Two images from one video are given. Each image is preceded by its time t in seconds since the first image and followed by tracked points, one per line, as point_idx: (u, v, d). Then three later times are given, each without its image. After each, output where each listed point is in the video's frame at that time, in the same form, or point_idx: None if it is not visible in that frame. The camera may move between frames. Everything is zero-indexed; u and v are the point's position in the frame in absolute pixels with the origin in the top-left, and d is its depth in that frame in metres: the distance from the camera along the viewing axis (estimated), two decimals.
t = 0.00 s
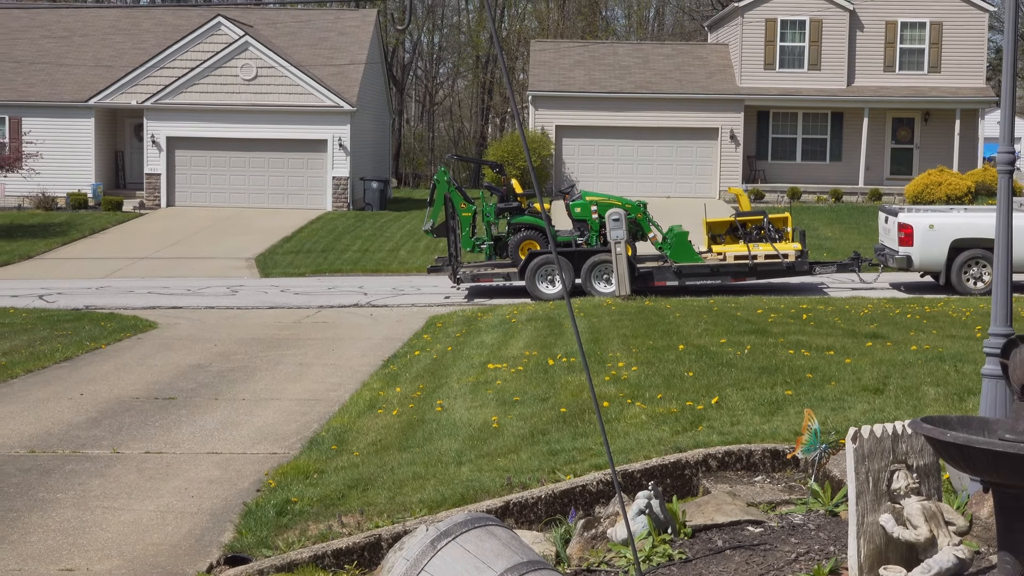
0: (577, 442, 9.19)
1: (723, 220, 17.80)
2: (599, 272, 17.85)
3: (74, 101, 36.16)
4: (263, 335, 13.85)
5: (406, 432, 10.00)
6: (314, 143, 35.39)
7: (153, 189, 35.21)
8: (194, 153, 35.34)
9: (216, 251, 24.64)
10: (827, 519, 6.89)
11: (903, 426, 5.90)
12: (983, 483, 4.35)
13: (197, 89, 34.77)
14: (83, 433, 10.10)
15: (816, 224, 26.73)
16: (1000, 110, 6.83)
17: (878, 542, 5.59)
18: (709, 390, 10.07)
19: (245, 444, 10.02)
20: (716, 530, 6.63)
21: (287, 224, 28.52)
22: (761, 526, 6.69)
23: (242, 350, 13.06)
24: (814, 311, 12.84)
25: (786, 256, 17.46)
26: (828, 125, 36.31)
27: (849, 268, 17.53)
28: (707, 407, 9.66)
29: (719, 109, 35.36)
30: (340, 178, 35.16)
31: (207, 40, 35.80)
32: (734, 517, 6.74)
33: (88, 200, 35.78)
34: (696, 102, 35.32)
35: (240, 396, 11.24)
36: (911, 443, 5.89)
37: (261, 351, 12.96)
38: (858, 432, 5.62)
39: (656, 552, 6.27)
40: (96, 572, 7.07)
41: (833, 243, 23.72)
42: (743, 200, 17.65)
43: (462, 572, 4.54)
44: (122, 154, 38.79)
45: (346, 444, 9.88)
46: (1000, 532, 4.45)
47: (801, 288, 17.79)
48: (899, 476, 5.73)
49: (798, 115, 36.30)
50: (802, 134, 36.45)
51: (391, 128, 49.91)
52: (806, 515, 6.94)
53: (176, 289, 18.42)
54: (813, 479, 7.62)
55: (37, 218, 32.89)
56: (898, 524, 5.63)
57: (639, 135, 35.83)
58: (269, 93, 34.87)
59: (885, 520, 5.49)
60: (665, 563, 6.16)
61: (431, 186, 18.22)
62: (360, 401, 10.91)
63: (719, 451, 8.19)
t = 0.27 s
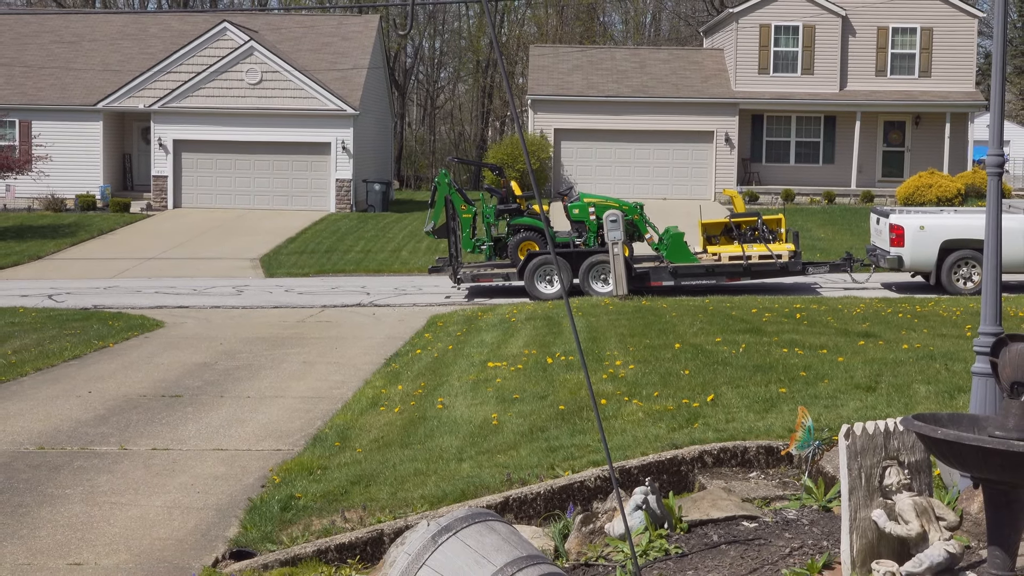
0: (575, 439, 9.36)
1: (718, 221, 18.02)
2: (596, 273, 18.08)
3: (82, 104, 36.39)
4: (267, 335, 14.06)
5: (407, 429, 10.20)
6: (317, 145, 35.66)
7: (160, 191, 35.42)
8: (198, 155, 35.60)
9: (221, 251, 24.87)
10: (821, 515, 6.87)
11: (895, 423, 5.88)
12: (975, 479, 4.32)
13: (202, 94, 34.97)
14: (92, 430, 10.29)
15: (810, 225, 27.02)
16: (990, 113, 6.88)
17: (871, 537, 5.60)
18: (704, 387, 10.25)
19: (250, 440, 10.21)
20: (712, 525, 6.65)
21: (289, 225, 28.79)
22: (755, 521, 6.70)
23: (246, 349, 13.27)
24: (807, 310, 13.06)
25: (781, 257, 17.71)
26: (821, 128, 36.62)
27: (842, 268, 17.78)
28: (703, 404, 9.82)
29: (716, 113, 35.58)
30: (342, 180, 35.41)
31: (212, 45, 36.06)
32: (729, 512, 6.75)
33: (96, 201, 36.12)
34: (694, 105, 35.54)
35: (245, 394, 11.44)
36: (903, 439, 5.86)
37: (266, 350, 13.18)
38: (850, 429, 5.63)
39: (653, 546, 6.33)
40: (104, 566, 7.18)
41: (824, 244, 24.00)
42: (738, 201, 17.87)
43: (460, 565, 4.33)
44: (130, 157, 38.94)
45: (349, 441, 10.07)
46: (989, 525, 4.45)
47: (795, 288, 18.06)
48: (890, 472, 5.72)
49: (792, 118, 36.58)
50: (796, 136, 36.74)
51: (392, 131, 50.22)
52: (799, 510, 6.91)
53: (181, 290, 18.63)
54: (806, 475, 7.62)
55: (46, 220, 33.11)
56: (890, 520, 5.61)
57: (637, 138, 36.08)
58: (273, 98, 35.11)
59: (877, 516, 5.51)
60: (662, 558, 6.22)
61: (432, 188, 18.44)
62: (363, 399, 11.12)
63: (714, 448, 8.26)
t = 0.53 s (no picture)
0: (573, 438, 9.36)
1: (716, 221, 18.04)
2: (594, 272, 18.09)
3: (80, 103, 36.40)
4: (265, 334, 14.07)
5: (405, 429, 10.21)
6: (316, 145, 35.66)
7: (158, 191, 35.44)
8: (197, 155, 35.60)
9: (219, 251, 24.87)
10: (819, 514, 6.87)
11: (892, 423, 5.89)
12: (971, 480, 4.33)
13: (201, 94, 34.98)
14: (90, 429, 10.29)
15: (808, 225, 27.01)
16: (987, 114, 6.92)
17: (869, 536, 5.61)
18: (702, 387, 10.26)
19: (248, 440, 10.22)
20: (710, 525, 6.65)
21: (288, 225, 28.80)
22: (754, 521, 6.69)
23: (244, 348, 13.28)
24: (805, 310, 13.07)
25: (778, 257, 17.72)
26: (819, 127, 36.64)
27: (839, 268, 17.79)
28: (701, 404, 9.83)
29: (714, 113, 35.58)
30: (341, 180, 35.42)
31: (212, 45, 36.04)
32: (727, 512, 6.76)
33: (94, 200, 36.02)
34: (692, 106, 35.54)
35: (243, 393, 11.45)
36: (901, 439, 5.86)
37: (264, 349, 13.18)
38: (848, 429, 5.64)
39: (650, 546, 6.33)
40: (101, 565, 7.19)
41: (821, 243, 24.01)
42: (735, 201, 17.89)
43: (460, 565, 4.32)
44: (128, 156, 38.99)
45: (347, 440, 10.08)
46: (986, 525, 4.46)
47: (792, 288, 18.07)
48: (888, 472, 5.72)
49: (790, 117, 36.59)
50: (794, 136, 36.77)
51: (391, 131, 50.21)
52: (796, 509, 6.93)
53: (180, 289, 18.62)
54: (804, 474, 7.53)
55: (43, 219, 33.11)
56: (888, 519, 5.62)
57: (635, 138, 36.11)
58: (272, 98, 35.09)
59: (875, 515, 5.50)
60: (660, 557, 6.22)
61: (430, 188, 18.45)
62: (361, 399, 11.13)
63: (712, 448, 8.25)
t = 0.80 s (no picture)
0: (574, 437, 9.35)
1: (717, 220, 18.03)
2: (595, 271, 18.09)
3: (80, 102, 36.40)
4: (266, 333, 14.06)
5: (406, 428, 10.20)
6: (317, 144, 35.66)
7: (159, 190, 35.45)
8: (198, 154, 35.62)
9: (220, 250, 24.87)
10: (820, 513, 6.87)
11: (893, 422, 5.88)
12: (973, 479, 4.32)
13: (201, 92, 34.97)
14: (91, 428, 10.29)
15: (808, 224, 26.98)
16: (988, 112, 6.91)
17: (869, 535, 5.60)
18: (703, 386, 10.26)
19: (249, 439, 10.21)
20: (710, 524, 6.64)
21: (288, 224, 28.80)
22: (754, 521, 6.68)
23: (245, 347, 13.28)
24: (806, 309, 13.07)
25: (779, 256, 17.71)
26: (820, 127, 36.63)
27: (840, 267, 17.78)
28: (702, 403, 9.82)
29: (715, 112, 35.57)
30: (342, 179, 35.43)
31: (213, 43, 36.00)
32: (727, 511, 6.75)
33: (95, 199, 36.05)
34: (693, 105, 35.53)
35: (244, 392, 11.44)
36: (902, 438, 5.86)
37: (265, 348, 13.17)
38: (848, 428, 5.64)
39: (651, 545, 6.33)
40: (101, 564, 7.19)
41: (822, 242, 23.99)
42: (736, 200, 17.88)
43: (460, 564, 4.31)
44: (129, 155, 39.01)
45: (347, 439, 10.07)
46: (987, 524, 4.45)
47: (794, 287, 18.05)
48: (889, 471, 5.72)
49: (790, 117, 36.58)
50: (794, 136, 36.76)
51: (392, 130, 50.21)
52: (797, 509, 6.92)
53: (180, 288, 18.61)
54: (805, 474, 7.53)
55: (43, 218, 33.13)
56: (889, 519, 5.61)
57: (635, 137, 36.11)
58: (272, 97, 35.05)
59: (876, 515, 5.49)
60: (660, 556, 6.22)
61: (431, 187, 18.45)
62: (362, 398, 11.13)
63: (713, 448, 8.24)
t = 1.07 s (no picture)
0: (573, 437, 9.36)
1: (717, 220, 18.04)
2: (595, 271, 18.10)
3: (80, 103, 36.41)
4: (266, 333, 14.07)
5: (406, 427, 10.20)
6: (317, 144, 35.67)
7: (159, 190, 35.46)
8: (198, 154, 35.63)
9: (220, 250, 24.87)
10: (819, 513, 6.88)
11: (893, 422, 5.89)
12: (972, 479, 4.33)
13: (201, 92, 34.98)
14: (91, 428, 10.29)
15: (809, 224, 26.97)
16: (987, 112, 6.91)
17: (868, 535, 5.61)
18: (703, 385, 10.26)
19: (249, 438, 10.21)
20: (710, 524, 6.64)
21: (288, 224, 28.80)
22: (754, 520, 6.69)
23: (245, 347, 13.28)
24: (806, 309, 13.07)
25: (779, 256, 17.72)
26: (820, 127, 36.63)
27: (840, 267, 17.78)
28: (701, 403, 9.83)
29: (714, 112, 35.58)
30: (342, 179, 35.45)
31: (213, 43, 36.00)
32: (727, 511, 6.76)
33: (95, 199, 36.06)
34: (693, 105, 35.54)
35: (244, 392, 11.44)
36: (901, 438, 5.87)
37: (265, 348, 13.18)
38: (849, 428, 5.64)
39: (651, 545, 6.33)
40: (102, 564, 7.20)
41: (823, 242, 23.98)
42: (736, 200, 17.89)
43: (460, 564, 4.31)
44: (129, 155, 39.02)
45: (347, 439, 10.08)
46: (987, 524, 4.46)
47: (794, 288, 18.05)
48: (889, 471, 5.73)
49: (790, 117, 36.59)
50: (794, 136, 36.76)
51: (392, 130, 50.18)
52: (797, 509, 6.92)
53: (180, 288, 18.61)
54: (804, 473, 7.55)
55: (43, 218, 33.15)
56: (888, 519, 5.62)
57: (635, 137, 36.11)
58: (272, 96, 35.06)
59: (875, 514, 5.49)
60: (660, 556, 6.22)
61: (431, 187, 18.47)
62: (362, 397, 11.13)
63: (712, 447, 8.24)
